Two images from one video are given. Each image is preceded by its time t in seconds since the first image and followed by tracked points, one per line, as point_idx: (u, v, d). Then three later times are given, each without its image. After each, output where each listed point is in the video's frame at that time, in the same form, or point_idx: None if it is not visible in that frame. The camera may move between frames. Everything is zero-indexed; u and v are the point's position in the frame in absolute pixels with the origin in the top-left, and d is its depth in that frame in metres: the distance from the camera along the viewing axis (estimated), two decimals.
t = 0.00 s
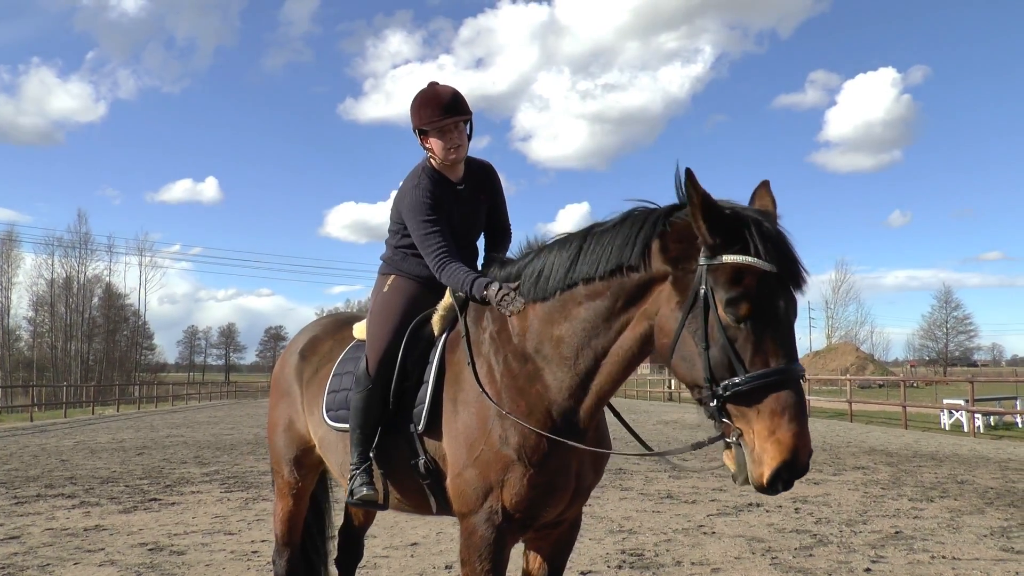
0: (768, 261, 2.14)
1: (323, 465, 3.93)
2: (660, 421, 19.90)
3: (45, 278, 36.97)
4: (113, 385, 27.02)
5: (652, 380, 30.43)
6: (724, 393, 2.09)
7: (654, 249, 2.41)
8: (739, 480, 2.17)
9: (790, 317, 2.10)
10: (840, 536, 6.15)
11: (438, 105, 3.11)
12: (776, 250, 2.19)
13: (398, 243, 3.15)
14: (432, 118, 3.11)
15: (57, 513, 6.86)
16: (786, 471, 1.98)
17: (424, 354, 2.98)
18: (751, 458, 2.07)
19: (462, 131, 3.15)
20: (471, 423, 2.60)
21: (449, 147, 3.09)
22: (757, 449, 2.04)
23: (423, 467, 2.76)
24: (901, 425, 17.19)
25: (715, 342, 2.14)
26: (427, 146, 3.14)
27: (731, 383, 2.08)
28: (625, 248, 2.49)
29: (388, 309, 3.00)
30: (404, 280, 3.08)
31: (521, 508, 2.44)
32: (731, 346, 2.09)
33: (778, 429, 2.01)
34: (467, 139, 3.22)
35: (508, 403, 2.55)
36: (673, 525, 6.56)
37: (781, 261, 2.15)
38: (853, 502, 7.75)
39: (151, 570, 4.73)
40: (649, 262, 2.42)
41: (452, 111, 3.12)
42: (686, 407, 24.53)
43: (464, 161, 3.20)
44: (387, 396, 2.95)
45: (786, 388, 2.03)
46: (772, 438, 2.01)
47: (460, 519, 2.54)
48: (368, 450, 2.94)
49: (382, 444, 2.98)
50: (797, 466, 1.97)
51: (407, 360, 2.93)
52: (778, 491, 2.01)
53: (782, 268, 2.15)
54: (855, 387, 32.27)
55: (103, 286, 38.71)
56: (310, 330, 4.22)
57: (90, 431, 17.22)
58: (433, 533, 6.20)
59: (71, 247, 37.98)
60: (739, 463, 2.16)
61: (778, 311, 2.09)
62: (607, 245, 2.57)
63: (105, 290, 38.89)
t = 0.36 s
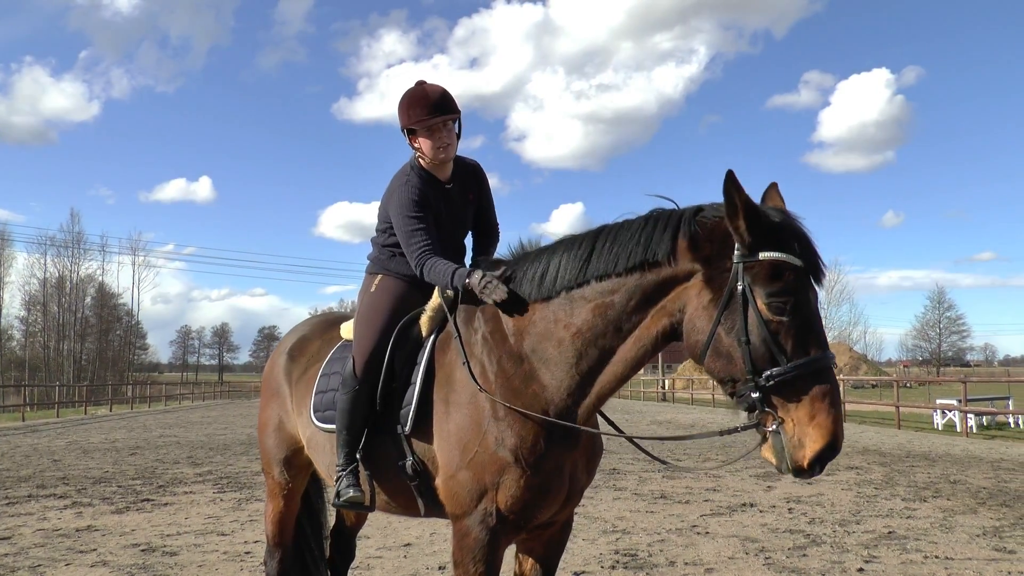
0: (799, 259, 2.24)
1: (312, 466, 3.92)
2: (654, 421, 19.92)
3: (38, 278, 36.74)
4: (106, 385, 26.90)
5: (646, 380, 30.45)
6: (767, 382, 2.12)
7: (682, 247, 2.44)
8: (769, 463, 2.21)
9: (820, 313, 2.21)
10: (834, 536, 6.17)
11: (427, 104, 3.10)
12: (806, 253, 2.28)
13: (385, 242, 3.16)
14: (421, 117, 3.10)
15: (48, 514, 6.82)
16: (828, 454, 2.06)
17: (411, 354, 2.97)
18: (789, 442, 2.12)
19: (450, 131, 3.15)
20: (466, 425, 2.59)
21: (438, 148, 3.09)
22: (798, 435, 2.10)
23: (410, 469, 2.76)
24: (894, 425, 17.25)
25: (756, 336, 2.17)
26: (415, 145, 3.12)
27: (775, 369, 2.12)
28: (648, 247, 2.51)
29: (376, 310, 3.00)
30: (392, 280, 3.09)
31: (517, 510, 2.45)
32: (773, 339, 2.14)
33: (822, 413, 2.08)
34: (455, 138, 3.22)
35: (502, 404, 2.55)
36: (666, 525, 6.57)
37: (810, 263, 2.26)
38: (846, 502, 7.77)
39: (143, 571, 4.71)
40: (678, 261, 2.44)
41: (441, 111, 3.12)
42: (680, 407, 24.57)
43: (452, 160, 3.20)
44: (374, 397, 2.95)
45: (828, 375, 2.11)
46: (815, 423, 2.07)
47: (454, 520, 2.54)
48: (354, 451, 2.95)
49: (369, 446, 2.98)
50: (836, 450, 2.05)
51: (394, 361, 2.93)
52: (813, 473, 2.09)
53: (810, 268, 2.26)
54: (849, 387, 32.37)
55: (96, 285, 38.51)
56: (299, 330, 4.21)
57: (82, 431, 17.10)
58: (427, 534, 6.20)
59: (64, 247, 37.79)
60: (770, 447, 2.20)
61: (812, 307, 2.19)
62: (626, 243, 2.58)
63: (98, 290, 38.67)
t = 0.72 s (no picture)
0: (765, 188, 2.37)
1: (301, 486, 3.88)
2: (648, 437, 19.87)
3: (30, 291, 36.53)
4: (98, 399, 26.68)
5: (641, 396, 30.40)
6: (767, 304, 2.17)
7: (660, 214, 2.48)
8: (785, 384, 2.21)
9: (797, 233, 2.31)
10: (829, 553, 6.14)
11: (412, 108, 3.18)
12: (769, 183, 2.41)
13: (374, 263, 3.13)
14: (405, 120, 3.16)
15: (37, 531, 6.73)
16: (842, 352, 2.08)
17: (406, 374, 2.95)
18: (801, 355, 2.13)
19: (433, 136, 3.21)
20: (464, 444, 2.57)
21: (420, 152, 3.15)
22: (809, 345, 2.11)
23: (407, 491, 2.74)
24: (888, 441, 17.24)
25: (748, 266, 2.23)
26: (397, 147, 3.18)
27: (771, 290, 2.18)
28: (627, 224, 2.54)
29: (368, 330, 2.97)
30: (382, 302, 3.06)
31: (517, 526, 2.42)
32: (762, 261, 2.21)
33: (826, 317, 2.12)
34: (438, 145, 3.29)
35: (500, 421, 2.53)
36: (661, 543, 6.54)
37: (775, 189, 2.39)
38: (841, 518, 7.74)
39: None
40: (659, 228, 2.48)
41: (425, 115, 3.19)
42: (674, 421, 24.50)
43: (434, 167, 3.25)
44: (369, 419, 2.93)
45: (821, 281, 2.18)
46: (820, 328, 2.11)
47: (452, 541, 2.51)
48: (351, 476, 2.92)
49: (364, 469, 2.95)
50: (846, 351, 2.08)
51: (390, 383, 2.91)
52: (835, 378, 2.08)
53: (777, 194, 2.39)
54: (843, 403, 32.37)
55: (89, 298, 38.31)
56: (289, 348, 4.18)
57: (73, 446, 16.93)
58: (420, 552, 6.13)
59: (58, 259, 37.63)
60: (784, 367, 2.21)
61: (788, 226, 2.30)
62: (607, 228, 2.61)
63: (91, 303, 38.44)
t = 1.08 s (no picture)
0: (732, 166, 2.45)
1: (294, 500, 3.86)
2: (643, 450, 19.82)
3: (25, 303, 36.35)
4: (92, 412, 26.50)
5: (637, 409, 30.33)
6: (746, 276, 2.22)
7: (637, 206, 2.54)
8: (771, 353, 2.24)
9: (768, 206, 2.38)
10: (825, 566, 6.12)
11: (408, 121, 3.20)
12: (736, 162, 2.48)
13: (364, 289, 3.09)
14: (399, 133, 3.19)
15: (30, 545, 6.65)
16: (824, 314, 2.12)
17: (405, 386, 2.95)
18: (785, 322, 2.17)
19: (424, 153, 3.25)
20: (464, 455, 2.57)
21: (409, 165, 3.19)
22: (791, 309, 2.15)
23: (406, 504, 2.73)
24: (884, 454, 17.22)
25: (724, 241, 2.29)
26: (388, 158, 3.23)
27: (748, 262, 2.24)
28: (609, 218, 2.59)
29: (365, 343, 2.96)
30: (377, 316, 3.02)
31: (517, 538, 2.41)
32: (738, 235, 2.28)
33: (804, 281, 2.17)
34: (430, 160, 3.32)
35: (500, 432, 2.54)
36: (656, 556, 6.51)
37: (743, 167, 2.47)
38: (837, 531, 7.73)
39: None
40: (638, 222, 2.54)
41: (420, 131, 3.21)
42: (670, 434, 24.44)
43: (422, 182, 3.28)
44: (368, 432, 2.92)
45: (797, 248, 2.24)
46: (800, 292, 2.16)
47: (450, 554, 2.51)
48: (351, 489, 2.90)
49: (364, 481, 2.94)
50: (829, 312, 2.12)
51: (389, 396, 2.91)
52: (820, 341, 2.12)
53: (745, 172, 2.46)
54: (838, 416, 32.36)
55: (84, 310, 38.13)
56: (283, 361, 4.16)
57: (66, 459, 16.79)
58: (415, 565, 6.09)
59: (53, 271, 37.48)
60: (769, 337, 2.24)
61: (758, 200, 2.37)
62: (591, 225, 2.66)
63: (86, 315, 38.25)
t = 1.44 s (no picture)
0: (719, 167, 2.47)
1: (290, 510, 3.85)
2: (641, 460, 19.77)
3: (22, 313, 36.25)
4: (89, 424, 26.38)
5: (634, 420, 30.29)
6: (735, 272, 2.24)
7: (624, 213, 2.56)
8: (765, 349, 2.24)
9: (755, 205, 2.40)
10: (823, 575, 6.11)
11: (404, 135, 3.22)
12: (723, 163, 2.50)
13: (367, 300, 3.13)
14: (396, 146, 3.21)
15: (25, 556, 6.61)
16: (815, 306, 2.13)
17: (403, 396, 2.95)
18: (776, 317, 2.18)
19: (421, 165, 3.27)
20: (460, 463, 2.57)
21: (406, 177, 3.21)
22: (782, 304, 2.16)
23: (404, 513, 2.73)
24: (882, 463, 17.21)
25: (711, 240, 2.31)
26: (385, 171, 3.24)
27: (738, 259, 2.26)
28: (597, 224, 2.61)
29: (363, 353, 2.96)
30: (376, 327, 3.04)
31: (513, 547, 2.41)
32: (725, 233, 2.31)
33: (792, 274, 2.19)
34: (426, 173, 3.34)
35: (496, 440, 2.54)
36: (654, 565, 6.49)
37: (730, 168, 2.49)
38: (835, 541, 7.71)
39: None
40: (625, 229, 2.56)
41: (417, 144, 3.24)
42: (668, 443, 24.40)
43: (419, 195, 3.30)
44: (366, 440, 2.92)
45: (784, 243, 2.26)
46: (790, 284, 2.17)
47: (447, 562, 2.51)
48: (348, 497, 2.89)
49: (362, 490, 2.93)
50: (818, 303, 2.14)
51: (387, 404, 2.90)
52: (812, 335, 2.13)
53: (732, 172, 2.48)
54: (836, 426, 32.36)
55: (81, 321, 38.03)
56: (279, 371, 4.16)
57: (63, 470, 16.70)
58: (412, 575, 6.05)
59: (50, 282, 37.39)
60: (761, 333, 2.24)
61: (745, 199, 2.39)
62: (580, 232, 2.68)
63: (83, 326, 38.15)
